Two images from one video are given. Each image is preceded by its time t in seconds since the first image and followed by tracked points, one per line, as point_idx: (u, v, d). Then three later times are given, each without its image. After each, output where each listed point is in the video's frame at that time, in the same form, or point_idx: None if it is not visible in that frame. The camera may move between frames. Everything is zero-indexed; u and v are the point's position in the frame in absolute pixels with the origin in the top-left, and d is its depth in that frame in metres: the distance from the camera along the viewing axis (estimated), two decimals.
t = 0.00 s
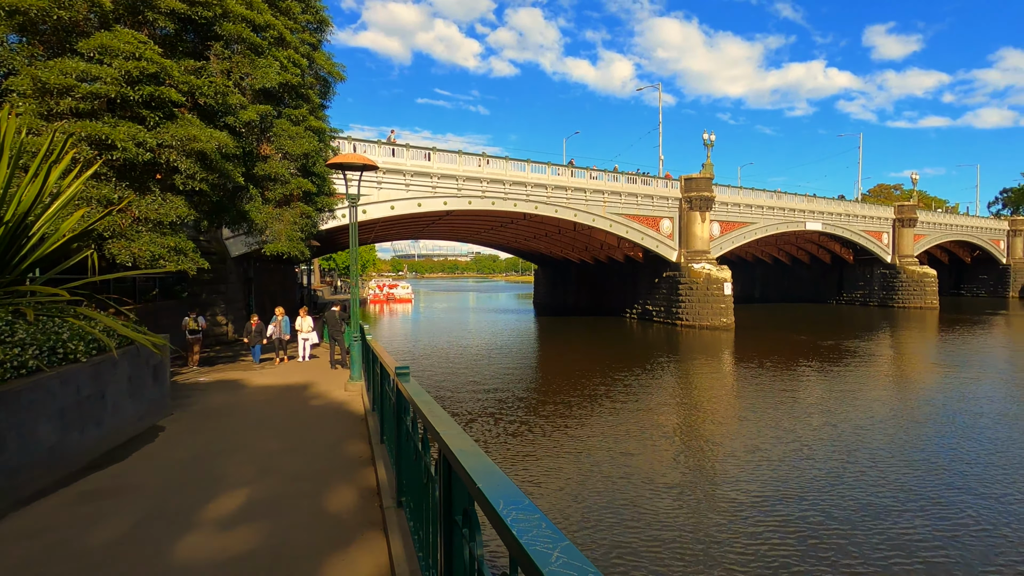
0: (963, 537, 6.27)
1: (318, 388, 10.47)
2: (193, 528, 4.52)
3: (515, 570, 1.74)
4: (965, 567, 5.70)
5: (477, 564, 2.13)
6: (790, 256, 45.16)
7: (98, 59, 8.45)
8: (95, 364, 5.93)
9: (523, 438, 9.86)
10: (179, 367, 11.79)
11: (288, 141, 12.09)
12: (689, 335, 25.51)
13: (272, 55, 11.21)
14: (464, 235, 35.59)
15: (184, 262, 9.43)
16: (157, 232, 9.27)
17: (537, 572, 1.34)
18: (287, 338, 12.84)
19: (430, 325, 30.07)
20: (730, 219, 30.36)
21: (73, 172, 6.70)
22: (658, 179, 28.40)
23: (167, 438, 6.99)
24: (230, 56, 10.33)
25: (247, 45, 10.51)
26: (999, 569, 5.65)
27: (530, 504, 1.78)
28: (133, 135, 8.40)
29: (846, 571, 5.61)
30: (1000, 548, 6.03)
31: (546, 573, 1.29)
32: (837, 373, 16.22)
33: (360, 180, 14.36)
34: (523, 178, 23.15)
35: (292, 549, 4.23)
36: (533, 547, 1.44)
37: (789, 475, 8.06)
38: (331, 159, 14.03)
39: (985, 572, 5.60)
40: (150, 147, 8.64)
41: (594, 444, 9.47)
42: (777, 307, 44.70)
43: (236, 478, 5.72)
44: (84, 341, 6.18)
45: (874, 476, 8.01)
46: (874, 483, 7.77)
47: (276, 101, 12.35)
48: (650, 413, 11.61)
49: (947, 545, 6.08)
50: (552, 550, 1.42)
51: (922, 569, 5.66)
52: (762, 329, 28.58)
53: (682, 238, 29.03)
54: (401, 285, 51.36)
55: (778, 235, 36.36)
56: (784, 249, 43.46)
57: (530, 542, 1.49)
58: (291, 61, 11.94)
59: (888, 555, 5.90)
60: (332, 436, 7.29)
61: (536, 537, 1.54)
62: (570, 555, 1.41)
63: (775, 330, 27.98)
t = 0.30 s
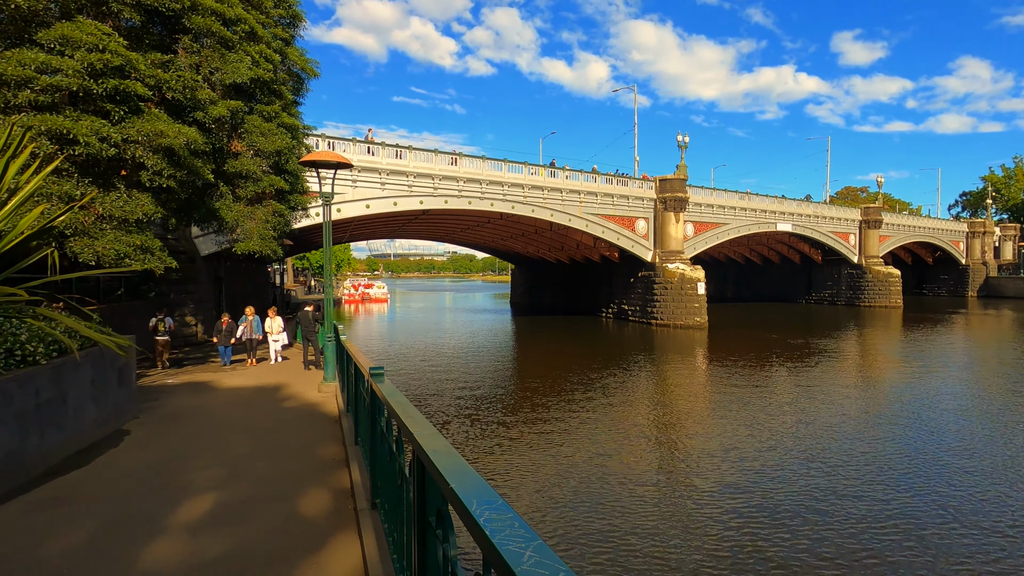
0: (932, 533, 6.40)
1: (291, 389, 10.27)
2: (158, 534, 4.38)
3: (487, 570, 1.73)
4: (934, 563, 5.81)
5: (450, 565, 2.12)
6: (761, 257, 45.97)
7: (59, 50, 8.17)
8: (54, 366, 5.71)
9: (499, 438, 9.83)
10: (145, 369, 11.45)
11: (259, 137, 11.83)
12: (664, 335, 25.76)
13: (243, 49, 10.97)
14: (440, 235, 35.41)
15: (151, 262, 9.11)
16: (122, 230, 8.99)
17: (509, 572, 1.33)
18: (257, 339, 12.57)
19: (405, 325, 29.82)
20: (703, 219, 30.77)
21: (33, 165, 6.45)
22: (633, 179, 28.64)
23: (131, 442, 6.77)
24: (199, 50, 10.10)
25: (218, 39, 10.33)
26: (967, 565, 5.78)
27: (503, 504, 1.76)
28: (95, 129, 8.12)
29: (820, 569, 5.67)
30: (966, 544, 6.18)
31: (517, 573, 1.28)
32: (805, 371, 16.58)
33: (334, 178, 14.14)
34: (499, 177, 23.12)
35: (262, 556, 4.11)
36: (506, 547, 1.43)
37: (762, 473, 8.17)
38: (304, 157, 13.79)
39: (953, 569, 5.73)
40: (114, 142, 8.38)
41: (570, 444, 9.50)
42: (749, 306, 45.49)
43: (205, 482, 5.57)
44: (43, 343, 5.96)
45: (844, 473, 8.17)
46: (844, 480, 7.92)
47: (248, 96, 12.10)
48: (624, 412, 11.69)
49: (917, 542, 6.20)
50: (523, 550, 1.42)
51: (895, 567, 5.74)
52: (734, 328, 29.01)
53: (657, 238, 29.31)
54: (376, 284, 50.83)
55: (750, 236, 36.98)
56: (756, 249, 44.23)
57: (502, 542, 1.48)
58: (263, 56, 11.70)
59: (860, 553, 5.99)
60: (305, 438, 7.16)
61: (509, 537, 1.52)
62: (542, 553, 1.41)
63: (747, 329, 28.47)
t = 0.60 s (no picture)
0: (903, 530, 6.52)
1: (264, 390, 10.08)
2: (123, 542, 4.24)
3: (460, 571, 1.72)
4: (907, 560, 5.90)
5: (423, 566, 2.12)
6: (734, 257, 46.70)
7: (18, 41, 7.86)
8: (12, 368, 5.49)
9: (476, 439, 9.76)
10: (111, 371, 11.12)
11: (231, 133, 11.58)
12: (640, 334, 25.98)
13: (213, 43, 10.75)
14: (417, 234, 35.17)
15: (117, 259, 8.87)
16: (87, 227, 8.72)
17: (480, 573, 1.33)
18: (228, 341, 12.29)
19: (381, 325, 29.53)
20: (678, 220, 31.13)
21: None
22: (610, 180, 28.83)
23: (96, 446, 6.56)
24: (166, 44, 9.93)
25: (187, 32, 10.18)
26: (937, 562, 5.89)
27: (476, 504, 1.75)
28: (58, 124, 7.82)
29: (796, 568, 5.73)
30: (936, 541, 6.31)
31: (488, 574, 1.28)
32: (777, 369, 16.91)
33: (308, 176, 13.91)
34: (477, 177, 23.04)
35: (232, 564, 3.99)
36: (478, 547, 1.43)
37: (737, 472, 8.25)
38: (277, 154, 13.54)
39: (925, 565, 5.83)
40: (78, 136, 8.10)
41: (548, 444, 9.51)
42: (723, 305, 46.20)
43: (173, 486, 5.41)
44: (1, 344, 5.73)
45: (817, 471, 8.30)
46: (817, 478, 8.05)
47: (219, 91, 11.84)
48: (601, 411, 11.74)
49: (889, 539, 6.30)
50: (495, 551, 1.41)
51: (868, 565, 5.82)
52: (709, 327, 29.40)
53: (633, 238, 29.56)
54: (352, 284, 50.24)
55: (724, 236, 37.53)
56: (730, 250, 44.92)
57: (474, 543, 1.47)
58: (235, 51, 11.46)
59: (835, 551, 6.06)
60: (278, 440, 7.02)
61: (480, 537, 1.52)
62: (514, 554, 1.41)
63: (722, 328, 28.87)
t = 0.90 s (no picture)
0: (879, 528, 6.60)
1: (237, 392, 9.88)
2: (89, 551, 4.10)
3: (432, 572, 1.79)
4: (882, 558, 5.98)
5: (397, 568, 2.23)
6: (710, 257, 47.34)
7: None
8: None
9: (454, 440, 9.70)
10: (77, 374, 10.78)
11: (203, 130, 11.34)
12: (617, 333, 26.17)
13: (184, 37, 10.53)
14: (395, 233, 34.90)
15: (83, 257, 8.60)
16: (51, 225, 8.43)
17: (450, 573, 1.37)
18: (199, 341, 12.02)
19: (358, 325, 29.22)
20: (655, 220, 31.43)
21: None
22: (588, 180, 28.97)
23: (60, 451, 6.34)
24: (134, 36, 9.73)
25: (156, 25, 10.01)
26: (912, 559, 5.97)
27: (448, 504, 1.84)
28: (20, 118, 7.51)
29: (775, 568, 5.76)
30: (911, 538, 6.39)
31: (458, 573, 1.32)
32: (750, 367, 17.20)
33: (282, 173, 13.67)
34: (455, 176, 22.94)
35: (203, 572, 3.87)
36: (448, 547, 1.48)
37: (714, 471, 8.31)
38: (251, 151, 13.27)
39: (901, 563, 5.89)
40: (41, 131, 7.81)
41: (526, 444, 9.51)
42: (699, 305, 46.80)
43: (142, 491, 5.26)
44: None
45: (792, 469, 8.41)
46: (793, 476, 8.15)
47: (190, 86, 11.60)
48: (578, 410, 11.78)
49: (865, 538, 6.38)
50: (463, 550, 1.46)
51: (846, 564, 5.86)
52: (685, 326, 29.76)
53: (611, 238, 29.75)
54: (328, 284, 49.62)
55: (700, 237, 38.00)
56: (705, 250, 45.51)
57: (442, 542, 1.53)
58: (207, 45, 11.23)
59: (813, 551, 6.10)
60: (252, 442, 6.88)
61: (450, 537, 1.58)
62: (484, 553, 1.45)
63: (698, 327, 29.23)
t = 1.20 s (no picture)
0: (858, 527, 6.66)
1: (211, 393, 9.67)
2: (52, 559, 3.97)
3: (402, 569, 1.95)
4: (862, 557, 6.02)
5: (369, 567, 2.41)
6: (687, 257, 47.86)
7: None
8: None
9: (433, 442, 9.62)
10: (42, 377, 10.44)
11: (175, 126, 11.09)
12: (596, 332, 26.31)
13: (155, 30, 10.33)
14: (373, 232, 34.61)
15: (48, 257, 8.30)
16: (14, 222, 8.13)
17: (420, 570, 1.53)
18: (167, 342, 11.71)
19: (335, 325, 28.86)
20: (634, 220, 31.67)
21: None
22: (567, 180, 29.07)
23: (22, 456, 6.13)
24: (102, 29, 9.48)
25: (126, 17, 9.80)
26: (891, 558, 6.02)
27: (418, 506, 2.02)
28: None
29: (757, 570, 5.76)
30: (888, 537, 6.46)
31: (427, 570, 1.48)
32: (727, 366, 17.40)
33: (258, 170, 13.40)
34: (434, 175, 22.80)
35: None
36: (417, 547, 1.64)
37: (694, 471, 8.34)
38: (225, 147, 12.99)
39: (880, 562, 5.94)
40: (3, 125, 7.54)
41: (504, 445, 9.48)
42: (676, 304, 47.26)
43: (109, 496, 5.11)
44: None
45: (768, 467, 8.53)
46: (771, 474, 8.23)
47: (161, 81, 11.41)
48: (558, 410, 11.79)
49: (844, 537, 6.42)
50: (433, 550, 1.63)
51: (827, 565, 5.88)
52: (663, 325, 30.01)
53: (590, 238, 29.88)
54: (305, 284, 48.93)
55: (677, 237, 38.38)
56: (682, 250, 46.00)
57: (413, 541, 1.70)
58: (179, 38, 10.99)
59: (794, 551, 6.12)
60: (225, 445, 6.74)
61: (419, 536, 1.76)
62: (452, 553, 1.61)
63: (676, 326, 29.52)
